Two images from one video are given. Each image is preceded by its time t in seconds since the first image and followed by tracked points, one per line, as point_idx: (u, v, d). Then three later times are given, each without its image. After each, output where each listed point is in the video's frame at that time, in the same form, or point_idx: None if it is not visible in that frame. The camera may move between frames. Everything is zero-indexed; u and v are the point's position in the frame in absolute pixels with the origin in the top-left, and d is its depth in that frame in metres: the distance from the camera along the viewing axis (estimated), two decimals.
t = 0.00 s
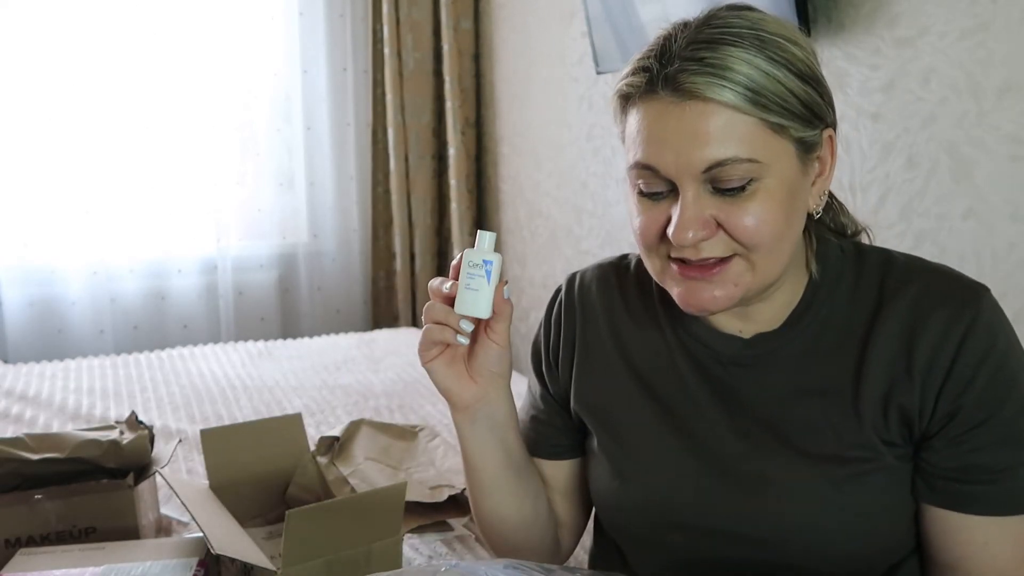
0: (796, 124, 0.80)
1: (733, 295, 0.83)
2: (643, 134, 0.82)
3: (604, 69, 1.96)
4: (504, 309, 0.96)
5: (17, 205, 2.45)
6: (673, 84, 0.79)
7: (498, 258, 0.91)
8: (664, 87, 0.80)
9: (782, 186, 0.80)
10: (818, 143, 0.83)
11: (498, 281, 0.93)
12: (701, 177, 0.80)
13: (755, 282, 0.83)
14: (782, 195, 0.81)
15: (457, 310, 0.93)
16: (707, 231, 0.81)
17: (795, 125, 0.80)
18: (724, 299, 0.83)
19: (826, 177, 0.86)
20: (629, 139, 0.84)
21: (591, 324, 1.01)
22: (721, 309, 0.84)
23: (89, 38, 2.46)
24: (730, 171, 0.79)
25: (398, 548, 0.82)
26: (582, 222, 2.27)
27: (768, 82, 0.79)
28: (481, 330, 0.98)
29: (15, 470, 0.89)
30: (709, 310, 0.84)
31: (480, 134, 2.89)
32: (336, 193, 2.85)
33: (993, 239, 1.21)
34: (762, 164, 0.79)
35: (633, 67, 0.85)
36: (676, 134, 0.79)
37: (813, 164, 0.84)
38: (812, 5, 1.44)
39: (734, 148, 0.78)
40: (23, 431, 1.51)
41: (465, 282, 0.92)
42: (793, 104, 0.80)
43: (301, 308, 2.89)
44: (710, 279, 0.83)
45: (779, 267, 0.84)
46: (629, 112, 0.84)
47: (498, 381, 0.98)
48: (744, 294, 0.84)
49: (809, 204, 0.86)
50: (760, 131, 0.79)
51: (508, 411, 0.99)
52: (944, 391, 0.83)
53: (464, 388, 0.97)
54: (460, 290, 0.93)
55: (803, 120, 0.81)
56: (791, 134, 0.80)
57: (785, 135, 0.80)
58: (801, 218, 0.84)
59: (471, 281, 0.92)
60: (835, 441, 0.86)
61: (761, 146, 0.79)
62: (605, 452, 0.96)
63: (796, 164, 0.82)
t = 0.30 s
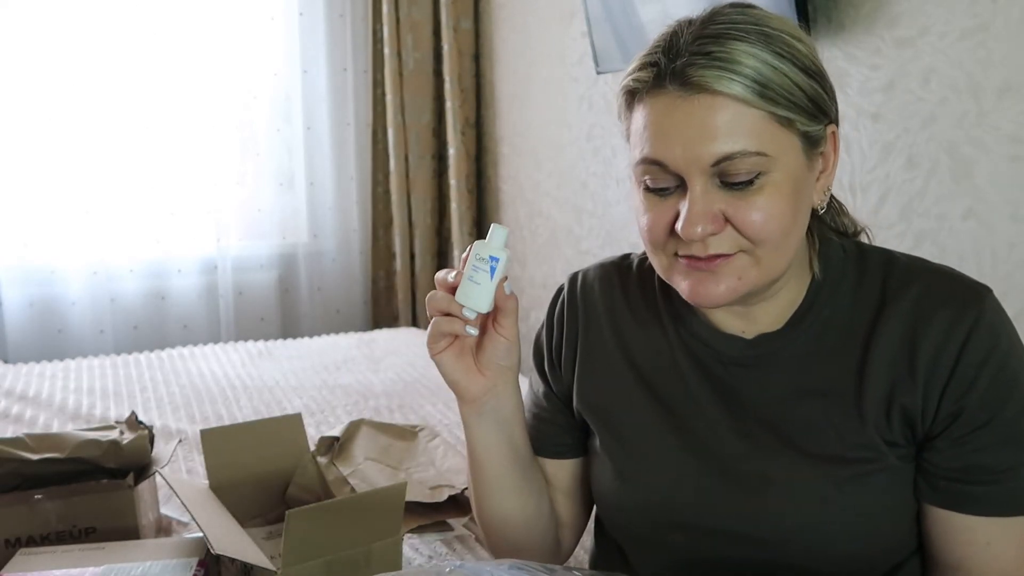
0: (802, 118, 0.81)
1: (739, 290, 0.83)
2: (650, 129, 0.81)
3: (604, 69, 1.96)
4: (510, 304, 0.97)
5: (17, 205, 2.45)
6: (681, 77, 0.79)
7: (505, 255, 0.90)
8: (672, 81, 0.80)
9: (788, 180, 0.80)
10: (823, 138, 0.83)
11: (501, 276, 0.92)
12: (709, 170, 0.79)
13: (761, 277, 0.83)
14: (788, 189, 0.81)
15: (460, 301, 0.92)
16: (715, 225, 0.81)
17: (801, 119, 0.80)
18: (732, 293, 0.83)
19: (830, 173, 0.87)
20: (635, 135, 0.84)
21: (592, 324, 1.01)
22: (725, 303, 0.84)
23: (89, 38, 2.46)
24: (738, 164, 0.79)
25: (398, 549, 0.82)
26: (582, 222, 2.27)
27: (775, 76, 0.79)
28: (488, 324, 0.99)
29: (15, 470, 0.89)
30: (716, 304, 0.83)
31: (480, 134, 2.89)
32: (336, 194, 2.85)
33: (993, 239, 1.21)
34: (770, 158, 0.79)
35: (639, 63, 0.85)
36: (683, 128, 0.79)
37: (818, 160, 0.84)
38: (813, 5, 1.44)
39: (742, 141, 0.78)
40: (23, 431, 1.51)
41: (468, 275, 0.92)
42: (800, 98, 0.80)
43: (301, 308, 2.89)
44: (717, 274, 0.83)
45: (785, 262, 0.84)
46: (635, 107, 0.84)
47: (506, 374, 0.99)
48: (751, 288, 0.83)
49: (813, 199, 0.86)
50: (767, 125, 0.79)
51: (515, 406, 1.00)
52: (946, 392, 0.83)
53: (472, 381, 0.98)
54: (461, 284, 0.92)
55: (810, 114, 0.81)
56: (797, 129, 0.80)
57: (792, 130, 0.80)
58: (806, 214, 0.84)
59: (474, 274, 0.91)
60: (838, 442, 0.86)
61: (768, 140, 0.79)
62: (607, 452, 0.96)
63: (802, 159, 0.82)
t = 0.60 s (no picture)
0: (811, 126, 0.81)
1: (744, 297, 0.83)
2: (658, 134, 0.81)
3: (604, 69, 1.96)
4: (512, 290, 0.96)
5: (17, 205, 2.45)
6: (692, 84, 0.79)
7: (507, 236, 0.89)
8: (682, 87, 0.80)
9: (796, 188, 0.81)
10: (830, 144, 0.83)
11: (500, 258, 0.91)
12: (716, 179, 0.79)
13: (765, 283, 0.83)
14: (795, 196, 0.81)
15: (459, 275, 0.91)
16: (722, 233, 0.81)
17: (810, 126, 0.80)
18: (735, 298, 0.84)
19: (835, 175, 0.86)
20: (642, 138, 0.84)
21: (594, 324, 1.01)
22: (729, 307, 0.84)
23: (89, 38, 2.46)
24: (746, 173, 0.79)
25: (399, 548, 0.81)
26: (582, 222, 2.27)
27: (785, 83, 0.79)
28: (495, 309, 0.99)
29: (15, 470, 0.89)
30: (722, 309, 0.84)
31: (480, 134, 2.89)
32: (336, 194, 2.85)
33: (994, 239, 1.21)
34: (778, 166, 0.79)
35: (648, 67, 0.84)
36: (692, 135, 0.79)
37: (824, 165, 0.84)
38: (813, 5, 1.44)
39: (750, 150, 0.78)
40: (22, 431, 1.51)
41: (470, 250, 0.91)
42: (809, 105, 0.80)
43: (301, 308, 2.89)
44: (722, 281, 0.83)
45: (790, 269, 0.84)
46: (643, 111, 0.84)
47: (514, 360, 0.99)
48: (753, 293, 0.84)
49: (817, 203, 0.86)
50: (776, 133, 0.79)
51: (521, 394, 1.00)
52: (946, 392, 0.83)
53: (481, 365, 0.98)
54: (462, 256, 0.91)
55: (819, 122, 0.81)
56: (805, 136, 0.80)
57: (800, 137, 0.80)
58: (811, 219, 0.84)
59: (474, 251, 0.90)
60: (838, 442, 0.86)
61: (777, 148, 0.79)
62: (607, 453, 0.96)
63: (809, 166, 0.82)
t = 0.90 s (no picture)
0: (815, 121, 0.81)
1: (750, 291, 0.83)
2: (662, 128, 0.81)
3: (604, 69, 1.96)
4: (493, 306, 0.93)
5: (18, 205, 2.45)
6: (696, 78, 0.79)
7: (473, 250, 0.87)
8: (687, 81, 0.80)
9: (800, 181, 0.81)
10: (834, 138, 0.84)
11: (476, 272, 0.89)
12: (722, 171, 0.80)
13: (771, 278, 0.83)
14: (800, 189, 0.81)
15: (436, 303, 0.90)
16: (727, 227, 0.81)
17: (815, 120, 0.81)
18: (742, 293, 0.83)
19: (836, 173, 0.86)
20: (646, 133, 0.84)
21: (594, 325, 1.01)
22: (737, 303, 0.84)
23: (89, 38, 2.46)
24: (751, 166, 0.79)
25: (399, 548, 0.81)
26: (582, 222, 2.27)
27: (789, 77, 0.79)
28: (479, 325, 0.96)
29: (14, 470, 0.90)
30: (728, 304, 0.83)
31: (480, 134, 2.89)
32: (336, 194, 2.85)
33: (994, 239, 1.21)
34: (783, 159, 0.79)
35: (650, 62, 0.84)
36: (697, 128, 0.79)
37: (827, 160, 0.84)
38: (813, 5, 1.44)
39: (755, 142, 0.78)
40: (22, 431, 1.51)
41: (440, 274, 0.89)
42: (813, 100, 0.80)
43: (301, 308, 2.89)
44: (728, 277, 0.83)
45: (795, 263, 0.84)
46: (646, 107, 0.84)
47: (506, 371, 0.97)
48: (761, 288, 0.84)
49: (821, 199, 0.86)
50: (781, 126, 0.79)
51: (516, 402, 0.99)
52: (947, 393, 0.83)
53: (473, 383, 0.96)
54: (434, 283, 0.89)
55: (823, 116, 0.81)
56: (810, 130, 0.81)
57: (804, 131, 0.80)
58: (815, 214, 0.84)
59: (446, 274, 0.88)
60: (838, 443, 0.86)
61: (782, 141, 0.79)
62: (608, 454, 0.96)
63: (813, 160, 0.82)
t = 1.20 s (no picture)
0: (814, 121, 0.81)
1: (750, 292, 0.83)
2: (662, 129, 0.81)
3: (604, 69, 1.96)
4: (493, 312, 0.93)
5: (18, 205, 2.45)
6: (695, 79, 0.79)
7: (474, 252, 0.86)
8: (685, 83, 0.80)
9: (799, 181, 0.81)
10: (832, 138, 0.84)
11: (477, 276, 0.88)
12: (721, 172, 0.80)
13: (771, 277, 0.83)
14: (799, 189, 0.81)
15: (438, 308, 0.89)
16: (727, 227, 0.81)
17: (814, 120, 0.81)
18: (742, 293, 0.83)
19: (836, 172, 0.86)
20: (645, 135, 0.84)
21: (594, 325, 1.01)
22: (738, 304, 0.84)
23: (89, 38, 2.46)
24: (750, 167, 0.79)
25: (398, 548, 0.81)
26: (582, 222, 2.27)
27: (788, 76, 0.79)
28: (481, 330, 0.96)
29: (15, 470, 0.90)
30: (728, 304, 0.84)
31: (480, 134, 2.89)
32: (336, 193, 2.85)
33: (993, 239, 1.21)
34: (782, 159, 0.79)
35: (649, 64, 0.84)
36: (696, 129, 0.79)
37: (826, 159, 0.84)
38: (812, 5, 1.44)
39: (755, 143, 0.78)
40: (22, 431, 1.51)
41: (441, 278, 0.88)
42: (812, 100, 0.80)
43: (301, 308, 2.89)
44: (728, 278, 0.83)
45: (795, 263, 0.84)
46: (646, 109, 0.84)
47: (507, 373, 0.97)
48: (761, 288, 0.84)
49: (821, 198, 0.86)
50: (780, 126, 0.79)
51: (517, 403, 0.99)
52: (947, 393, 0.83)
53: (475, 386, 0.96)
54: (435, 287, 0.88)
55: (822, 116, 0.81)
56: (810, 129, 0.81)
57: (803, 130, 0.80)
58: (814, 213, 0.84)
59: (446, 278, 0.87)
60: (838, 443, 0.86)
61: (781, 141, 0.79)
62: (608, 454, 0.96)
63: (812, 159, 0.82)
